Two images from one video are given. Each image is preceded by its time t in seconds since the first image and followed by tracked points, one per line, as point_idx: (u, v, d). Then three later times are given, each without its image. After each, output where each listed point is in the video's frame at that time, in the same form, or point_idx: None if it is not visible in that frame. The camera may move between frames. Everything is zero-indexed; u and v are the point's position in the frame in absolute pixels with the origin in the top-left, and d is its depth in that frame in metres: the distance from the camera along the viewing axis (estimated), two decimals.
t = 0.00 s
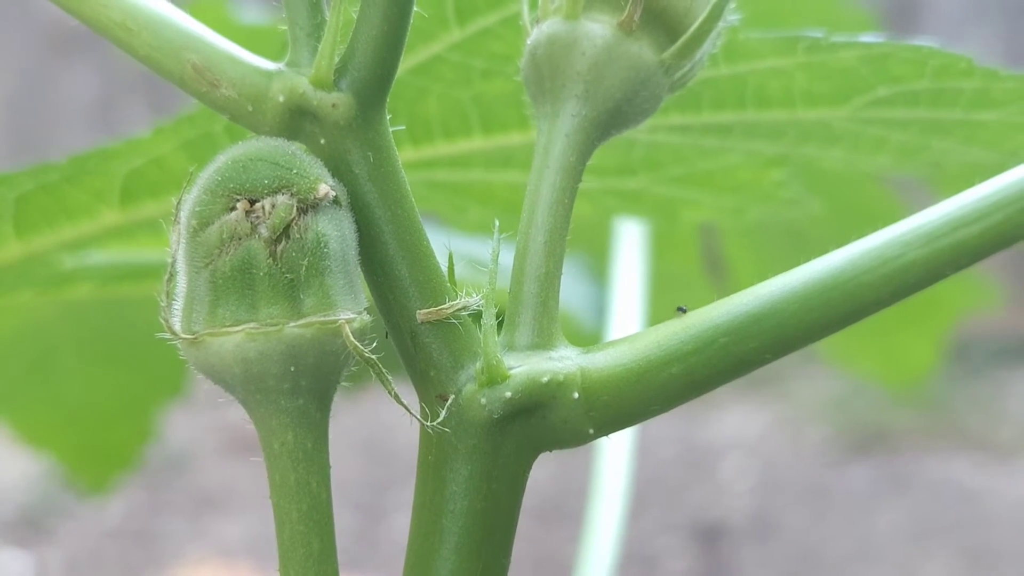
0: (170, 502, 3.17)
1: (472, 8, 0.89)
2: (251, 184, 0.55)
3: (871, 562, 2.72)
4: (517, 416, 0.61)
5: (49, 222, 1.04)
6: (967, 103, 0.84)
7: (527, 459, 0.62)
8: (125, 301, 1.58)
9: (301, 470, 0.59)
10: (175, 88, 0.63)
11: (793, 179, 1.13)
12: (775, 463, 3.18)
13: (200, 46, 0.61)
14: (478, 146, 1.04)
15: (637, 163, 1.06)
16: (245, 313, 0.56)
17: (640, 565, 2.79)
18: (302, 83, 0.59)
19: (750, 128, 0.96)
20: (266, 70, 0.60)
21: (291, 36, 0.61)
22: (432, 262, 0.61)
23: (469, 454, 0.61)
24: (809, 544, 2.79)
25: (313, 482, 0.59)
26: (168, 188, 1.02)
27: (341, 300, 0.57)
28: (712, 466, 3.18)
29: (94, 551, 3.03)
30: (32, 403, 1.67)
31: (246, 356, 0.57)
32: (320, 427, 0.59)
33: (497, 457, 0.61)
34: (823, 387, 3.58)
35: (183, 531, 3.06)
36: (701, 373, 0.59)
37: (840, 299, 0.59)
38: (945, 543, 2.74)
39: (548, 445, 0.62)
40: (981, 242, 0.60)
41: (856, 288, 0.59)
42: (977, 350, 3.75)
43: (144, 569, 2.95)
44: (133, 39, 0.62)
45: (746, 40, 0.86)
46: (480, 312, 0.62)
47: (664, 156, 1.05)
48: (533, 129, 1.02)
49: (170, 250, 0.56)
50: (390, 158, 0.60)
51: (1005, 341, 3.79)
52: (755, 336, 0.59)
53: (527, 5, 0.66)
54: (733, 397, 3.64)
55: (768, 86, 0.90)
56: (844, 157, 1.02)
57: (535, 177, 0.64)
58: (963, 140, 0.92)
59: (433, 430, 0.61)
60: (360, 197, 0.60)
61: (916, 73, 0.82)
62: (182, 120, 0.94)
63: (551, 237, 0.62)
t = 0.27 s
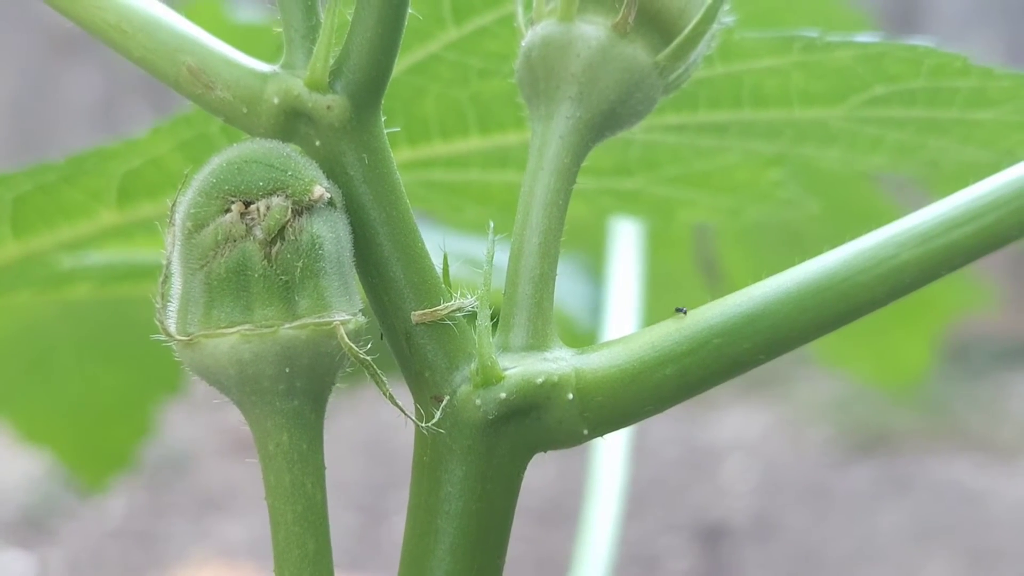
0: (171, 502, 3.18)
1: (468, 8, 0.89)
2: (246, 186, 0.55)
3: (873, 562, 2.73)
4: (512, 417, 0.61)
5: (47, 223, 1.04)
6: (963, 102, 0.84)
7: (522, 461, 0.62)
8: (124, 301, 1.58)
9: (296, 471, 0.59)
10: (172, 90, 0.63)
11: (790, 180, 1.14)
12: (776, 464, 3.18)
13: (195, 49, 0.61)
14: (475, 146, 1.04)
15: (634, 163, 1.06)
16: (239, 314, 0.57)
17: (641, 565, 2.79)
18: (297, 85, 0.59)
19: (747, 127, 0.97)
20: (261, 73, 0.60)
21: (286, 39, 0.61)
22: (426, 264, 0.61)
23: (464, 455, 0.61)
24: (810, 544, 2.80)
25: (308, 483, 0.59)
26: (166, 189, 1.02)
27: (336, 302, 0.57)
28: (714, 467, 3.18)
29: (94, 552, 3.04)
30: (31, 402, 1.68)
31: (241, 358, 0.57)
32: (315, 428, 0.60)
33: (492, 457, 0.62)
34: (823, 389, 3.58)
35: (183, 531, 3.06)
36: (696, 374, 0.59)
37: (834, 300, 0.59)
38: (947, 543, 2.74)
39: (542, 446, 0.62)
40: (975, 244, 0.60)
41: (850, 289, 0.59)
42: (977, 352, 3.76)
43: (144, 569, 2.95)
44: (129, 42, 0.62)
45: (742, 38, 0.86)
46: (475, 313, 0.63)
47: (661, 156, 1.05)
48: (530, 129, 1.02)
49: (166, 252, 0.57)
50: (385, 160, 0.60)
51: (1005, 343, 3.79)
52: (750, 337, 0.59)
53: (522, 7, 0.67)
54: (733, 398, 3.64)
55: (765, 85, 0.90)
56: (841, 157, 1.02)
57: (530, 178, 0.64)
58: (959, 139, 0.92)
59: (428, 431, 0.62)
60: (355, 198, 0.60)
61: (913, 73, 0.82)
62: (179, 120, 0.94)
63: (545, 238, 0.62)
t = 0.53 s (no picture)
0: (173, 502, 3.19)
1: (468, 13, 0.90)
2: (245, 189, 0.55)
3: (874, 562, 2.72)
4: (510, 419, 0.61)
5: (50, 225, 1.04)
6: (961, 107, 0.84)
7: (521, 463, 0.63)
8: (127, 305, 1.58)
9: (295, 473, 0.59)
10: (173, 94, 0.63)
11: (790, 183, 1.14)
12: (778, 464, 3.18)
13: (196, 53, 0.62)
14: (476, 150, 1.04)
15: (634, 167, 1.07)
16: (238, 317, 0.57)
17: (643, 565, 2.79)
18: (297, 89, 0.60)
19: (747, 131, 0.97)
20: (261, 76, 0.61)
21: (286, 43, 0.61)
22: (425, 267, 0.61)
23: (463, 457, 0.62)
24: (811, 545, 2.79)
25: (308, 485, 0.59)
26: (168, 192, 1.03)
27: (335, 305, 0.57)
28: (716, 466, 3.18)
29: (97, 552, 3.05)
30: (36, 402, 1.69)
31: (240, 361, 0.58)
32: (314, 430, 0.60)
33: (491, 459, 0.62)
34: (826, 388, 3.58)
35: (185, 531, 3.07)
36: (694, 377, 0.59)
37: (831, 303, 0.60)
38: (948, 544, 2.74)
39: (541, 448, 0.62)
40: (973, 246, 0.61)
41: (848, 292, 0.60)
42: (981, 352, 3.75)
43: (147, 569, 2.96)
44: (130, 45, 0.62)
45: (741, 43, 0.86)
46: (474, 316, 0.63)
47: (661, 159, 1.05)
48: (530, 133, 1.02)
49: (166, 255, 0.57)
50: (384, 163, 0.61)
51: (1008, 343, 3.79)
52: (747, 340, 0.59)
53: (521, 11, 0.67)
54: (736, 397, 3.64)
55: (764, 89, 0.90)
56: (840, 160, 1.02)
57: (529, 182, 0.64)
58: (958, 143, 0.92)
59: (427, 433, 0.62)
60: (354, 202, 0.60)
61: (911, 78, 0.82)
62: (180, 123, 0.95)
63: (544, 241, 0.62)
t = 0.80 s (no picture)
0: (175, 503, 3.19)
1: (468, 16, 0.90)
2: (246, 193, 0.56)
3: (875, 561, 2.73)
4: (511, 422, 0.61)
5: (52, 228, 1.04)
6: (961, 110, 0.84)
7: (521, 465, 0.63)
8: (130, 308, 1.58)
9: (296, 476, 0.59)
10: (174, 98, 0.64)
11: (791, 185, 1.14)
12: (779, 464, 3.18)
13: (197, 57, 0.62)
14: (477, 153, 1.05)
15: (635, 169, 1.07)
16: (240, 320, 0.57)
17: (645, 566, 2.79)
18: (298, 93, 0.60)
19: (747, 134, 0.97)
20: (262, 81, 0.61)
21: (287, 47, 0.61)
22: (426, 270, 0.61)
23: (463, 460, 0.62)
24: (814, 545, 2.80)
25: (309, 488, 0.59)
26: (170, 195, 1.03)
27: (336, 309, 0.57)
28: (718, 466, 3.18)
29: (99, 552, 3.05)
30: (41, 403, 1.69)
31: (241, 364, 0.58)
32: (315, 433, 0.60)
33: (491, 462, 0.62)
34: (828, 388, 3.58)
35: (187, 531, 3.08)
36: (693, 380, 0.60)
37: (831, 307, 0.60)
38: (949, 543, 2.74)
39: (541, 451, 0.62)
40: (971, 249, 0.61)
41: (847, 296, 0.60)
42: (983, 351, 3.75)
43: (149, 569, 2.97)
44: (131, 49, 0.62)
45: (740, 47, 0.86)
46: (474, 319, 0.63)
47: (662, 162, 1.05)
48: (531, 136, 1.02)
49: (167, 259, 0.57)
50: (384, 167, 0.61)
51: (1010, 342, 3.79)
52: (746, 343, 0.59)
53: (522, 14, 0.67)
54: (738, 398, 3.64)
55: (764, 93, 0.90)
56: (840, 162, 1.02)
57: (529, 186, 0.64)
58: (957, 145, 0.92)
59: (427, 436, 0.62)
60: (355, 206, 0.60)
61: (911, 81, 0.82)
62: (182, 127, 0.95)
63: (545, 244, 0.62)
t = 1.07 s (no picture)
0: (177, 504, 3.19)
1: (468, 16, 0.90)
2: (245, 195, 0.56)
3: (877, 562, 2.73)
4: (510, 424, 0.61)
5: (52, 228, 1.05)
6: (961, 109, 0.84)
7: (520, 467, 0.63)
8: (130, 311, 1.57)
9: (295, 477, 0.60)
10: (174, 100, 0.64)
11: (792, 185, 1.14)
12: (782, 464, 3.18)
13: (196, 58, 0.62)
14: (477, 153, 1.05)
15: (636, 169, 1.07)
16: (239, 322, 0.57)
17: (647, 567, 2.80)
18: (297, 95, 0.60)
19: (746, 134, 0.97)
20: (260, 82, 0.61)
21: (286, 49, 0.61)
22: (425, 271, 0.61)
23: (462, 461, 0.62)
24: (816, 546, 2.80)
25: (308, 489, 0.59)
26: (170, 195, 1.03)
27: (335, 310, 0.57)
28: (721, 467, 3.19)
29: (101, 553, 3.05)
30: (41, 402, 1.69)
31: (240, 366, 0.58)
32: (314, 435, 0.60)
33: (490, 464, 0.62)
34: (831, 389, 3.58)
35: (189, 532, 3.08)
36: (692, 381, 0.60)
37: (829, 307, 0.60)
38: (951, 543, 2.74)
39: (540, 453, 0.62)
40: (971, 250, 0.61)
41: (845, 296, 0.60)
42: (985, 351, 3.75)
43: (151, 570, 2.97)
44: (130, 50, 0.63)
45: (740, 47, 0.86)
46: (473, 321, 0.63)
47: (662, 162, 1.05)
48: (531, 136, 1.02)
49: (166, 261, 0.57)
50: (383, 169, 0.61)
51: (1012, 342, 3.79)
52: (745, 344, 0.59)
53: (521, 15, 0.67)
54: (741, 399, 3.64)
55: (764, 93, 0.90)
56: (840, 162, 1.02)
57: (528, 187, 0.64)
58: (957, 145, 0.92)
59: (426, 438, 0.62)
60: (353, 207, 0.60)
61: (910, 81, 0.82)
62: (182, 127, 0.95)
63: (543, 246, 0.63)
